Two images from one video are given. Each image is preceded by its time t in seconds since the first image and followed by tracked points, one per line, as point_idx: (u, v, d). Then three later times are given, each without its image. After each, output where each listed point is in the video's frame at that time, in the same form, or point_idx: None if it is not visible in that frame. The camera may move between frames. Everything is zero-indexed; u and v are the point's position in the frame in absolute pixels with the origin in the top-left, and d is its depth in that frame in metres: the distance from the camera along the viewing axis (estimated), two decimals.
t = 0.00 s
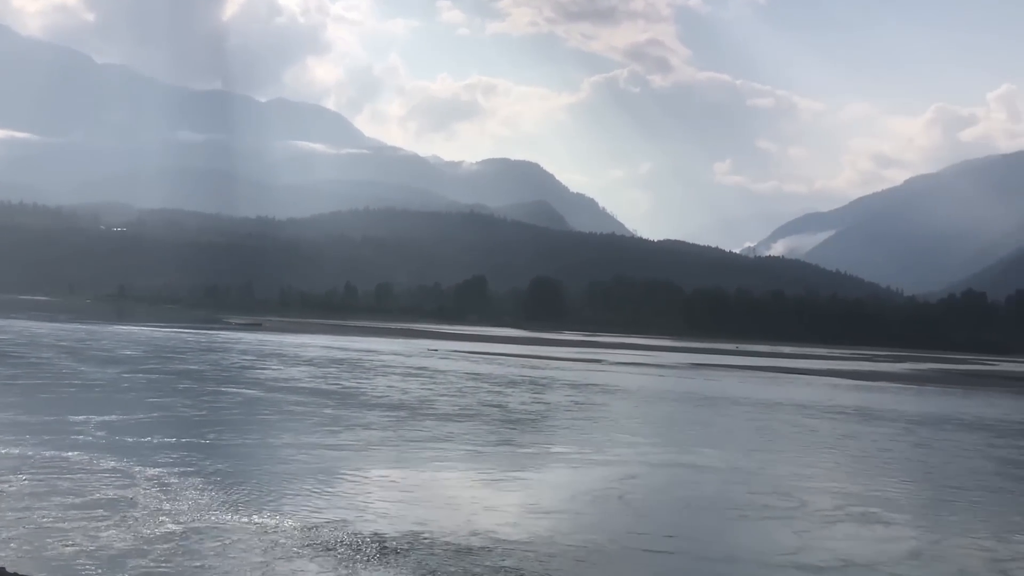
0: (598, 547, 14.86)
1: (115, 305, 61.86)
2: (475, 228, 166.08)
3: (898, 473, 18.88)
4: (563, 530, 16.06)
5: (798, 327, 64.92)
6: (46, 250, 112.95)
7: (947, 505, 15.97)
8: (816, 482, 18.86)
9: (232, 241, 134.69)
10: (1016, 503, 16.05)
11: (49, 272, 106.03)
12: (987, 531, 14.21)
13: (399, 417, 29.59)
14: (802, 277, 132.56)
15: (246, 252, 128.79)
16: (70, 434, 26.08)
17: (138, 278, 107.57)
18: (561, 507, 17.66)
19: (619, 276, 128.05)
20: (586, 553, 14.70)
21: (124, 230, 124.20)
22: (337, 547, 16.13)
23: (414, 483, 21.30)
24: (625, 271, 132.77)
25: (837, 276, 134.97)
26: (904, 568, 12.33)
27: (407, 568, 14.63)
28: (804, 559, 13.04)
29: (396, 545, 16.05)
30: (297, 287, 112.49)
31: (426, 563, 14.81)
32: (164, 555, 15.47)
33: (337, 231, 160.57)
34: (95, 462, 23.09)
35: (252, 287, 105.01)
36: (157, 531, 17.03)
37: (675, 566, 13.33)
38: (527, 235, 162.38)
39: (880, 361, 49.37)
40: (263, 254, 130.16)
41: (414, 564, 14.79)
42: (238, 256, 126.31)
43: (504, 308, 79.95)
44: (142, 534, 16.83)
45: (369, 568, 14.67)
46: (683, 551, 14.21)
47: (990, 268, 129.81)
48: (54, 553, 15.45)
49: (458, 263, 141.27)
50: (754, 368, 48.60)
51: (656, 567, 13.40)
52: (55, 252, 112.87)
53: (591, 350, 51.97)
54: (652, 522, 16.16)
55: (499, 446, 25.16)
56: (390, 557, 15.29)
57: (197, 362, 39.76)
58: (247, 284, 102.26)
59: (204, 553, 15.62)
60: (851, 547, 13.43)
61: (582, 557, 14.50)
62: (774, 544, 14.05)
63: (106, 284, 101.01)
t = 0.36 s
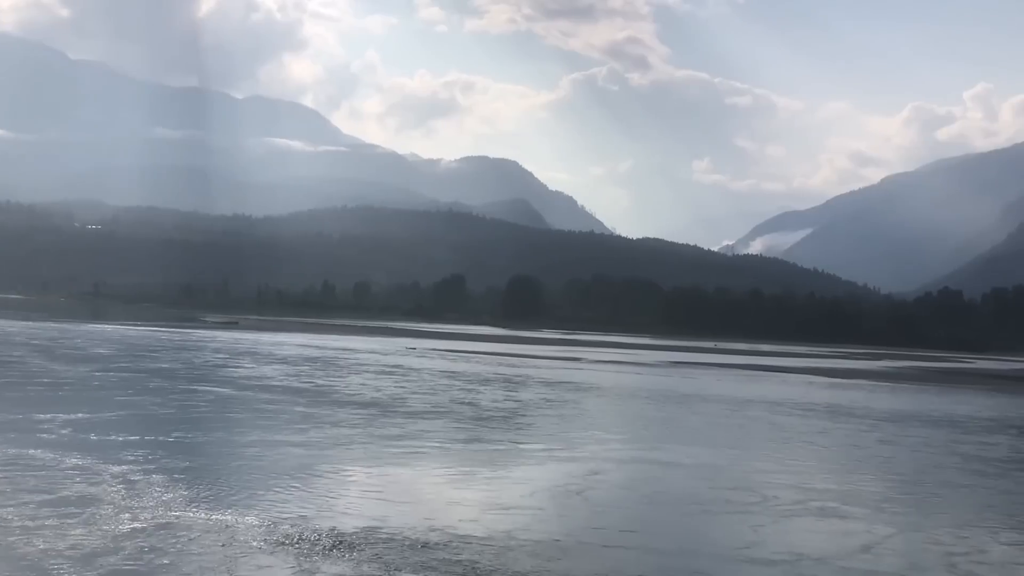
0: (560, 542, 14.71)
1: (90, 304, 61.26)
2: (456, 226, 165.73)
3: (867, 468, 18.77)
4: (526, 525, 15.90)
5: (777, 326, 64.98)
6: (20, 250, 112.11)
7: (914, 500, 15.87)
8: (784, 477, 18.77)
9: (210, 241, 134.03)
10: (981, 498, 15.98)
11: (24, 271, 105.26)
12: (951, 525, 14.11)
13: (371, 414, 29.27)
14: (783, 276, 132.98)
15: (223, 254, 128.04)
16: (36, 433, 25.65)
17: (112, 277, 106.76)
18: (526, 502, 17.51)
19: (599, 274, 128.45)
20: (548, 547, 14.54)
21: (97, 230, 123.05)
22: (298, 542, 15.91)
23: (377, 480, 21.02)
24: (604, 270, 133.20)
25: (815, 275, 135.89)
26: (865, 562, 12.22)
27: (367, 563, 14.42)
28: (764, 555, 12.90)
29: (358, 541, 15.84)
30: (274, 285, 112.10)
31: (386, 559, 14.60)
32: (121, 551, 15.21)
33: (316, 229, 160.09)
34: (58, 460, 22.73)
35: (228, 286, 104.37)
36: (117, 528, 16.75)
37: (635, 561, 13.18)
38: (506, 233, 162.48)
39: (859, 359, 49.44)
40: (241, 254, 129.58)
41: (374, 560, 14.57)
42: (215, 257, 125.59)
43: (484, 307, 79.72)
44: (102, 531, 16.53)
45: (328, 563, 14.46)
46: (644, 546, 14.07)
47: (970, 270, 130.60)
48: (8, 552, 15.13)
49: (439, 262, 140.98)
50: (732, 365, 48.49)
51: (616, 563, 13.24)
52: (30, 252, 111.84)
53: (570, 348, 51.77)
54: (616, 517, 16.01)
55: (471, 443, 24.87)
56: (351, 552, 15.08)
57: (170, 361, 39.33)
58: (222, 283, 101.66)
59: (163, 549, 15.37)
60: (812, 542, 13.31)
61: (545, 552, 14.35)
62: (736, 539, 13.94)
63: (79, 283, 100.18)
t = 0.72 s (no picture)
0: (533, 540, 14.59)
1: (74, 304, 60.85)
2: (446, 225, 165.55)
3: (846, 465, 18.70)
4: (501, 523, 15.78)
5: (766, 325, 64.96)
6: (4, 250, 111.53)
7: (890, 498, 15.80)
8: (761, 475, 18.69)
9: (197, 241, 133.60)
10: (956, 495, 15.91)
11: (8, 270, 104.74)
12: (924, 522, 14.04)
13: (352, 413, 29.11)
14: (773, 276, 133.11)
15: (210, 254, 127.66)
16: (13, 433, 25.38)
17: (98, 276, 106.34)
18: (502, 500, 17.41)
19: (587, 273, 128.66)
20: (521, 545, 14.44)
21: (80, 230, 122.34)
22: (270, 540, 15.77)
23: (355, 479, 20.89)
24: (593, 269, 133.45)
25: (803, 275, 136.45)
26: (836, 558, 12.13)
27: (337, 561, 14.29)
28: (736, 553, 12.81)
29: (331, 539, 15.71)
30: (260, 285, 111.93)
31: (356, 557, 14.49)
32: (91, 550, 15.06)
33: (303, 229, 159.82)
34: (34, 460, 22.54)
35: (214, 285, 104.08)
36: (90, 527, 16.61)
37: (606, 558, 13.08)
38: (494, 232, 162.55)
39: (846, 358, 49.42)
40: (228, 254, 129.20)
41: (344, 557, 14.44)
42: (201, 257, 125.25)
43: (472, 307, 79.56)
44: (74, 530, 16.37)
45: (299, 560, 14.33)
46: (618, 545, 13.97)
47: (958, 271, 130.99)
48: None
49: (428, 262, 140.85)
50: (719, 364, 48.51)
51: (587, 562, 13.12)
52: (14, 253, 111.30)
53: (556, 348, 51.72)
54: (591, 516, 15.90)
55: (451, 442, 24.74)
56: (323, 550, 14.95)
57: (153, 361, 39.09)
58: (207, 283, 101.33)
59: (134, 547, 15.22)
60: (785, 540, 13.25)
61: (517, 550, 14.26)
62: (709, 538, 13.86)
63: (64, 283, 99.71)
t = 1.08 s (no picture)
0: (499, 540, 14.51)
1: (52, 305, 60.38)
2: (431, 225, 165.39)
3: (819, 463, 18.63)
4: (467, 522, 15.70)
5: (748, 324, 65.06)
6: None
7: (861, 496, 15.74)
8: (732, 473, 18.62)
9: (178, 241, 132.98)
10: (926, 493, 15.88)
11: None
12: (891, 519, 14.00)
13: (329, 413, 28.89)
14: (757, 276, 133.39)
15: (192, 254, 127.14)
16: None
17: (78, 276, 105.75)
18: (470, 498, 17.28)
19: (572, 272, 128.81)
20: (489, 543, 14.37)
21: (60, 230, 121.59)
22: (236, 537, 15.62)
23: (327, 478, 20.66)
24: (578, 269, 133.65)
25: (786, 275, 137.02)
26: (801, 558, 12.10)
27: (303, 559, 14.12)
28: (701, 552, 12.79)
29: (298, 536, 15.60)
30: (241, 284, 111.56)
31: (323, 553, 14.37)
32: (53, 548, 14.82)
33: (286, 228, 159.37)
34: (5, 460, 22.24)
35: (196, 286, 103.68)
36: (55, 525, 16.39)
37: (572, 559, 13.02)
38: (477, 231, 162.54)
39: (828, 357, 49.47)
40: (209, 254, 128.68)
41: (310, 554, 14.34)
42: (183, 258, 124.74)
43: (454, 306, 79.46)
44: (40, 529, 16.11)
45: (266, 557, 14.20)
46: (585, 545, 13.89)
47: (941, 272, 131.54)
48: None
49: (413, 262, 140.68)
50: (702, 363, 48.45)
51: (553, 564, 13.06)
52: None
53: (539, 348, 51.60)
54: (559, 514, 15.83)
55: (425, 441, 24.55)
56: (288, 546, 14.83)
57: (131, 362, 38.75)
58: (188, 284, 100.96)
59: (99, 545, 15.03)
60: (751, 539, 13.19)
61: (485, 549, 14.19)
62: (674, 536, 13.83)
63: (43, 283, 99.09)
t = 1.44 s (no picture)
0: (462, 540, 14.51)
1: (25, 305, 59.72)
2: (412, 225, 165.14)
3: (786, 463, 18.63)
4: (430, 522, 15.67)
5: (727, 325, 65.23)
6: None
7: (824, 496, 15.77)
8: (700, 472, 18.63)
9: (156, 241, 132.04)
10: (890, 493, 15.92)
11: None
12: (853, 518, 14.01)
13: (302, 412, 28.73)
14: (737, 277, 133.86)
15: (172, 254, 126.49)
16: None
17: (53, 277, 104.85)
18: (435, 498, 17.22)
19: (552, 272, 128.97)
20: (451, 543, 14.39)
21: (35, 229, 120.49)
22: (199, 535, 15.50)
23: (294, 478, 20.46)
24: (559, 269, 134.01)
25: (766, 275, 137.74)
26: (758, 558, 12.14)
27: (265, 558, 13.99)
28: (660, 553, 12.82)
29: (261, 534, 15.52)
30: (218, 285, 110.97)
31: (285, 551, 14.31)
32: (10, 547, 14.62)
33: (265, 227, 158.66)
34: None
35: (174, 286, 103.10)
36: (17, 525, 16.11)
37: (533, 560, 13.03)
38: (457, 231, 162.49)
39: (805, 357, 49.60)
40: (187, 254, 127.90)
41: (272, 552, 14.27)
42: (160, 258, 123.94)
43: (434, 307, 79.34)
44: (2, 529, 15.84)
45: (228, 555, 14.11)
46: (546, 545, 13.89)
47: (920, 273, 132.36)
48: None
49: (395, 263, 140.44)
50: (680, 363, 48.51)
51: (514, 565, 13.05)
52: None
53: (517, 348, 51.53)
54: (523, 513, 15.82)
55: (395, 442, 24.39)
56: (251, 545, 14.74)
57: (103, 363, 38.35)
58: (167, 283, 100.44)
59: (59, 545, 14.79)
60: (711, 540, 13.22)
61: (446, 548, 14.17)
62: (633, 536, 13.87)
63: (18, 283, 98.22)
